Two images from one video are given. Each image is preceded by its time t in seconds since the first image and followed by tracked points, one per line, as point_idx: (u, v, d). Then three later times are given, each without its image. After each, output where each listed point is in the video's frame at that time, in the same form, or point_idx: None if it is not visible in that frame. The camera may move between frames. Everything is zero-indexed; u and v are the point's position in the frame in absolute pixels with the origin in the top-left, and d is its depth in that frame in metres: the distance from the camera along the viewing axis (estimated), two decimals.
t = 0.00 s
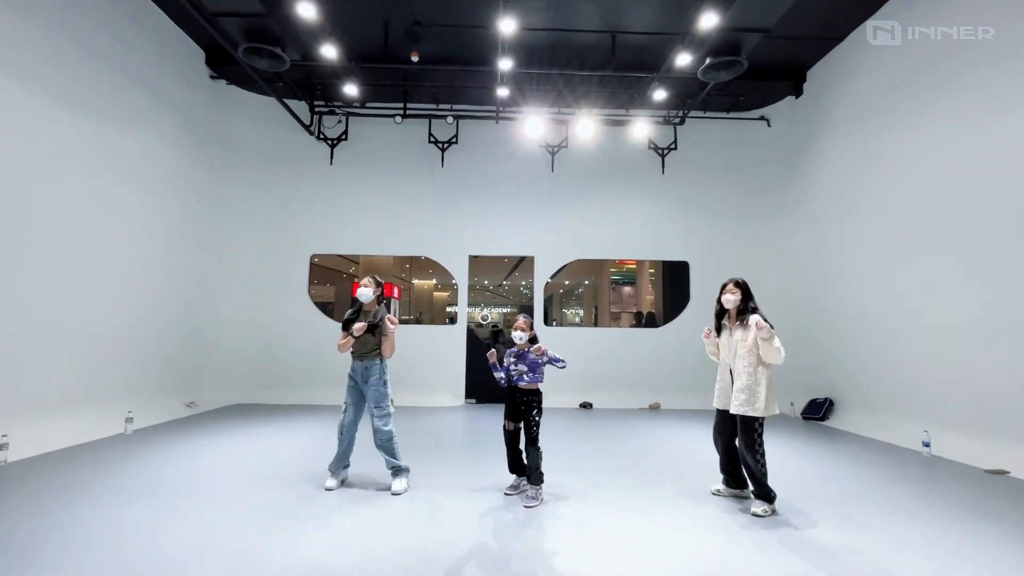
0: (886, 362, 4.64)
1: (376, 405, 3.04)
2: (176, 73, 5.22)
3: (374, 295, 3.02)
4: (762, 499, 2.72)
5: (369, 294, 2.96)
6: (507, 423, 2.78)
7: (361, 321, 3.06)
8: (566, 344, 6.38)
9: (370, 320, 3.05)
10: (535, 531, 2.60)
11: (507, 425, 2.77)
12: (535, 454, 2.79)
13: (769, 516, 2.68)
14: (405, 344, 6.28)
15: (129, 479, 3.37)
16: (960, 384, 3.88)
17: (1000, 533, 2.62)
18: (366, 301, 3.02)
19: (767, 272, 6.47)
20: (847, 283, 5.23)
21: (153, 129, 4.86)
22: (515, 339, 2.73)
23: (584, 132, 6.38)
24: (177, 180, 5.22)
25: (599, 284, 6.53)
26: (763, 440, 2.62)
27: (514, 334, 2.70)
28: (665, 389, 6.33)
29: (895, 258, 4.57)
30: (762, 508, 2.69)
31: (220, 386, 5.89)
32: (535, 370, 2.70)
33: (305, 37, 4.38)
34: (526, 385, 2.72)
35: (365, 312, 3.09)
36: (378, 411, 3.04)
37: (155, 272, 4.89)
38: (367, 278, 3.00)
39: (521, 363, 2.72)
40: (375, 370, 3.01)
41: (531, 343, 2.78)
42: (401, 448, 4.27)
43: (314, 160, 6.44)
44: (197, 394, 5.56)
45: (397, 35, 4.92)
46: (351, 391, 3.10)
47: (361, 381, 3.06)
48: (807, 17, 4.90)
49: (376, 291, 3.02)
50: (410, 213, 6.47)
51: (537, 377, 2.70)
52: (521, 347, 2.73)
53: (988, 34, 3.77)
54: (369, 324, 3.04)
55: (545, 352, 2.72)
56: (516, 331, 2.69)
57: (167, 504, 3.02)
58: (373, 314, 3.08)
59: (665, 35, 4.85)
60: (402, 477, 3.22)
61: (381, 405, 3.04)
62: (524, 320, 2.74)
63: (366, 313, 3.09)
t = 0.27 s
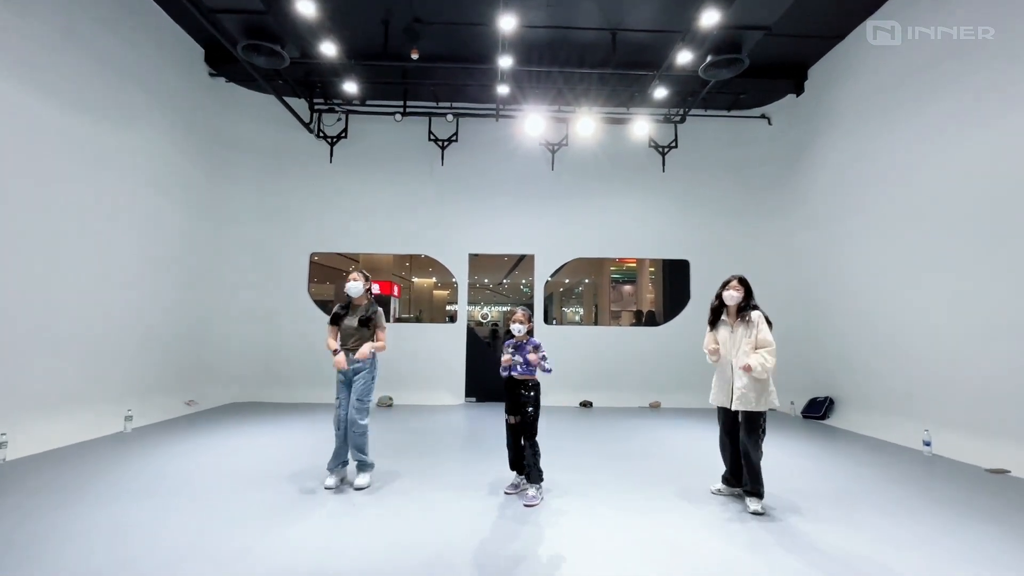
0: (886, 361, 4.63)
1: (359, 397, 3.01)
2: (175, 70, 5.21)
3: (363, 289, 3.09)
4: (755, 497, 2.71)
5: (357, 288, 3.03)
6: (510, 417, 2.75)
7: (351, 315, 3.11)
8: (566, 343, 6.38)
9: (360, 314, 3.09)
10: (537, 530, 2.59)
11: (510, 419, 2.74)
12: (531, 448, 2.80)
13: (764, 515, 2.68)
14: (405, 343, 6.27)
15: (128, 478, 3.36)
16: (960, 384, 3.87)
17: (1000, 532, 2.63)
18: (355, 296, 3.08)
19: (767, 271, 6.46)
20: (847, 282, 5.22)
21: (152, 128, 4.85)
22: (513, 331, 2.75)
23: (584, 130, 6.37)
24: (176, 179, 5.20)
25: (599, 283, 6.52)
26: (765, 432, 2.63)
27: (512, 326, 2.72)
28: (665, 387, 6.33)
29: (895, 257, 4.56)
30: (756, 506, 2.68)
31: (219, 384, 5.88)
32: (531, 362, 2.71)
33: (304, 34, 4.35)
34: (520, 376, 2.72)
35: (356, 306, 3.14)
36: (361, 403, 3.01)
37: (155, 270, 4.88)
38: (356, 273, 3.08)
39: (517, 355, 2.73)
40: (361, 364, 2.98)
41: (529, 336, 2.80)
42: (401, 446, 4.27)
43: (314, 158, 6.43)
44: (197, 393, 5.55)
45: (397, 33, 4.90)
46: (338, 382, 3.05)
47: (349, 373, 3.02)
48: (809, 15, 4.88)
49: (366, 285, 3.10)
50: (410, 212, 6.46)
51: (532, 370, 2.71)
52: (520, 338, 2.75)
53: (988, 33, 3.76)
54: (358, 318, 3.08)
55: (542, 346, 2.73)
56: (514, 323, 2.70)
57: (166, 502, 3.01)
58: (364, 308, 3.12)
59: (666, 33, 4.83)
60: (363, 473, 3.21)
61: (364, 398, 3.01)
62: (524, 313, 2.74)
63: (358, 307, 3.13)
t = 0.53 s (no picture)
0: (889, 360, 4.59)
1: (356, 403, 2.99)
2: (170, 65, 5.14)
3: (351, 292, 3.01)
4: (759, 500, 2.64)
5: (344, 292, 2.94)
6: (508, 418, 2.71)
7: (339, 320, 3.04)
8: (566, 341, 6.33)
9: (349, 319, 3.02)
10: (537, 530, 2.54)
11: (508, 419, 2.70)
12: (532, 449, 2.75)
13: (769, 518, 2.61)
14: (404, 340, 6.23)
15: (122, 478, 3.31)
16: (962, 382, 3.84)
17: (1005, 533, 2.59)
18: (342, 300, 2.99)
19: (769, 268, 6.41)
20: (849, 280, 5.18)
21: (148, 124, 4.79)
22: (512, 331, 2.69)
23: (584, 125, 6.31)
24: (172, 175, 5.14)
25: (599, 280, 6.46)
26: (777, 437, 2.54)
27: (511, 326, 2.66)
28: (665, 385, 6.29)
29: (898, 254, 4.51)
30: (761, 510, 2.62)
31: (216, 382, 5.83)
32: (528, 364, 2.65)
33: (299, 27, 4.27)
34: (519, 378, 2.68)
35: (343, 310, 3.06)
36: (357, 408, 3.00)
37: (151, 268, 4.83)
38: (342, 276, 2.99)
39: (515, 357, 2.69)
40: (362, 369, 3.00)
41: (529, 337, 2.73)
42: (399, 446, 4.22)
43: (311, 154, 6.36)
44: (193, 391, 5.50)
45: (394, 26, 4.82)
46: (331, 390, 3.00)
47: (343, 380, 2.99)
48: (813, 9, 4.81)
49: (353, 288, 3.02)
50: (408, 208, 6.39)
51: (530, 372, 2.65)
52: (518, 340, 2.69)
53: (988, 34, 3.73)
54: (347, 323, 3.00)
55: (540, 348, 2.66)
56: (512, 324, 2.64)
57: (160, 503, 2.96)
58: (352, 312, 3.05)
59: (668, 27, 4.75)
60: (356, 476, 3.14)
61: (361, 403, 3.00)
62: (523, 313, 2.66)
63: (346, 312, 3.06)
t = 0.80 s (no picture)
0: (897, 364, 4.47)
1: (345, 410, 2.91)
2: (165, 63, 5.06)
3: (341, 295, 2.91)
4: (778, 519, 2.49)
5: (337, 294, 2.84)
6: (509, 428, 2.57)
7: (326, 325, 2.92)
8: (567, 344, 6.23)
9: (336, 323, 2.92)
10: (541, 542, 2.43)
11: (511, 428, 2.56)
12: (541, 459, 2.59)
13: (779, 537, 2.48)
14: (402, 343, 6.13)
15: (110, 487, 3.22)
16: (968, 387, 3.75)
17: None
18: (331, 303, 2.87)
19: (774, 270, 6.29)
20: (853, 282, 5.08)
21: (142, 123, 4.72)
22: (515, 336, 2.60)
23: (585, 125, 6.22)
24: (165, 174, 5.05)
25: (600, 281, 6.37)
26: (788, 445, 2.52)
27: (514, 330, 2.57)
28: (669, 389, 6.18)
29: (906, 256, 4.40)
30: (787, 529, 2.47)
31: (210, 386, 5.74)
32: (535, 369, 2.56)
33: (293, 24, 4.17)
34: (524, 386, 2.56)
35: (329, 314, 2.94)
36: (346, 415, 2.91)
37: (143, 269, 4.74)
38: (333, 278, 2.89)
39: (519, 362, 2.59)
40: (352, 378, 2.95)
41: (532, 342, 2.65)
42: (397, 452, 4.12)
43: (308, 154, 6.27)
44: (187, 395, 5.41)
45: (391, 23, 4.73)
46: (315, 398, 2.90)
47: (331, 389, 2.91)
48: (819, 5, 4.71)
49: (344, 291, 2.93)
50: (407, 209, 6.30)
51: (538, 377, 2.55)
52: (522, 344, 2.61)
53: (988, 34, 3.71)
54: (335, 328, 2.90)
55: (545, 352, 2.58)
56: (516, 327, 2.56)
57: (146, 513, 2.86)
58: (338, 317, 2.94)
59: (671, 24, 4.65)
60: (347, 489, 2.97)
61: (350, 411, 2.92)
62: (525, 317, 2.60)
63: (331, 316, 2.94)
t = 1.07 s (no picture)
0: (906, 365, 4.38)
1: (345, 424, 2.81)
2: (160, 59, 4.96)
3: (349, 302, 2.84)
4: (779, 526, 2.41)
5: (344, 301, 2.70)
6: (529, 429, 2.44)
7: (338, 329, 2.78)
8: (568, 344, 6.14)
9: (348, 328, 2.81)
10: (544, 550, 2.33)
11: (530, 430, 2.44)
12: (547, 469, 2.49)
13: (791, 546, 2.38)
14: (401, 344, 6.05)
15: (99, 493, 3.12)
16: (979, 388, 3.68)
17: None
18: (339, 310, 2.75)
19: (777, 268, 6.21)
20: (858, 281, 5.00)
21: (137, 120, 4.62)
22: (520, 349, 2.49)
23: (586, 121, 6.13)
24: (161, 172, 4.95)
25: (602, 280, 6.28)
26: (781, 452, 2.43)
27: (520, 343, 2.47)
28: (671, 390, 6.10)
29: (914, 254, 4.31)
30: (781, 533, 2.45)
31: (205, 387, 5.65)
32: (546, 381, 2.50)
33: (288, 17, 4.07)
34: (538, 399, 2.50)
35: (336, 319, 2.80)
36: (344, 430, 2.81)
37: (138, 269, 4.65)
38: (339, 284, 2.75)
39: (530, 376, 2.50)
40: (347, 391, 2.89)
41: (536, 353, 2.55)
42: (395, 455, 4.04)
43: (305, 152, 6.18)
44: (182, 397, 5.31)
45: (389, 17, 4.64)
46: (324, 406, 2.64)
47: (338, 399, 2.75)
48: None
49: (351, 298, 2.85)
50: (405, 207, 6.21)
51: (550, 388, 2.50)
52: (528, 357, 2.50)
53: (988, 34, 3.71)
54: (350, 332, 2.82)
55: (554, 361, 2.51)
56: (522, 339, 2.45)
57: (136, 518, 2.76)
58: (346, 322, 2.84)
59: (674, 18, 4.56)
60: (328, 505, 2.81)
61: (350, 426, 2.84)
62: (530, 326, 2.49)
63: (340, 321, 2.81)
